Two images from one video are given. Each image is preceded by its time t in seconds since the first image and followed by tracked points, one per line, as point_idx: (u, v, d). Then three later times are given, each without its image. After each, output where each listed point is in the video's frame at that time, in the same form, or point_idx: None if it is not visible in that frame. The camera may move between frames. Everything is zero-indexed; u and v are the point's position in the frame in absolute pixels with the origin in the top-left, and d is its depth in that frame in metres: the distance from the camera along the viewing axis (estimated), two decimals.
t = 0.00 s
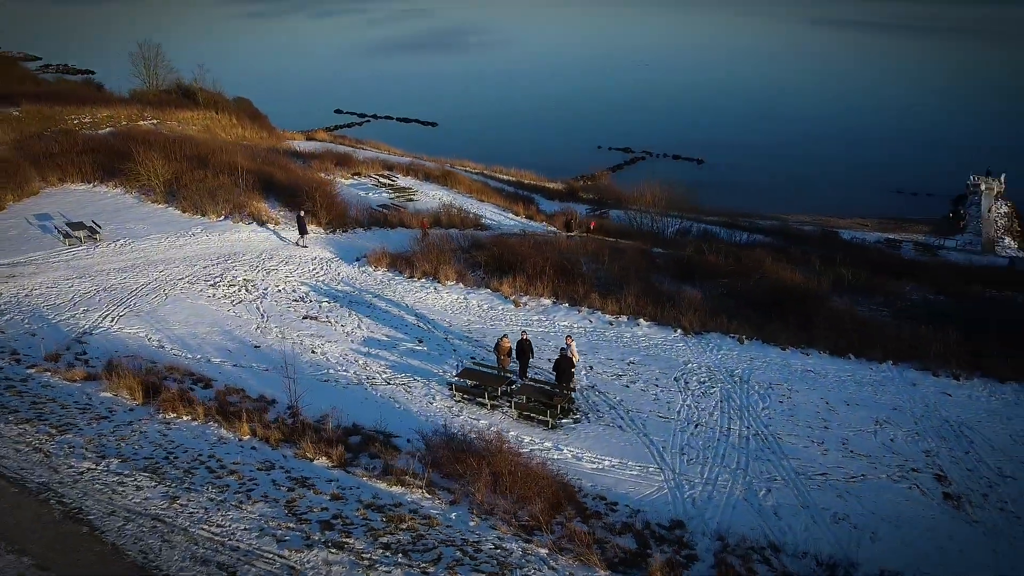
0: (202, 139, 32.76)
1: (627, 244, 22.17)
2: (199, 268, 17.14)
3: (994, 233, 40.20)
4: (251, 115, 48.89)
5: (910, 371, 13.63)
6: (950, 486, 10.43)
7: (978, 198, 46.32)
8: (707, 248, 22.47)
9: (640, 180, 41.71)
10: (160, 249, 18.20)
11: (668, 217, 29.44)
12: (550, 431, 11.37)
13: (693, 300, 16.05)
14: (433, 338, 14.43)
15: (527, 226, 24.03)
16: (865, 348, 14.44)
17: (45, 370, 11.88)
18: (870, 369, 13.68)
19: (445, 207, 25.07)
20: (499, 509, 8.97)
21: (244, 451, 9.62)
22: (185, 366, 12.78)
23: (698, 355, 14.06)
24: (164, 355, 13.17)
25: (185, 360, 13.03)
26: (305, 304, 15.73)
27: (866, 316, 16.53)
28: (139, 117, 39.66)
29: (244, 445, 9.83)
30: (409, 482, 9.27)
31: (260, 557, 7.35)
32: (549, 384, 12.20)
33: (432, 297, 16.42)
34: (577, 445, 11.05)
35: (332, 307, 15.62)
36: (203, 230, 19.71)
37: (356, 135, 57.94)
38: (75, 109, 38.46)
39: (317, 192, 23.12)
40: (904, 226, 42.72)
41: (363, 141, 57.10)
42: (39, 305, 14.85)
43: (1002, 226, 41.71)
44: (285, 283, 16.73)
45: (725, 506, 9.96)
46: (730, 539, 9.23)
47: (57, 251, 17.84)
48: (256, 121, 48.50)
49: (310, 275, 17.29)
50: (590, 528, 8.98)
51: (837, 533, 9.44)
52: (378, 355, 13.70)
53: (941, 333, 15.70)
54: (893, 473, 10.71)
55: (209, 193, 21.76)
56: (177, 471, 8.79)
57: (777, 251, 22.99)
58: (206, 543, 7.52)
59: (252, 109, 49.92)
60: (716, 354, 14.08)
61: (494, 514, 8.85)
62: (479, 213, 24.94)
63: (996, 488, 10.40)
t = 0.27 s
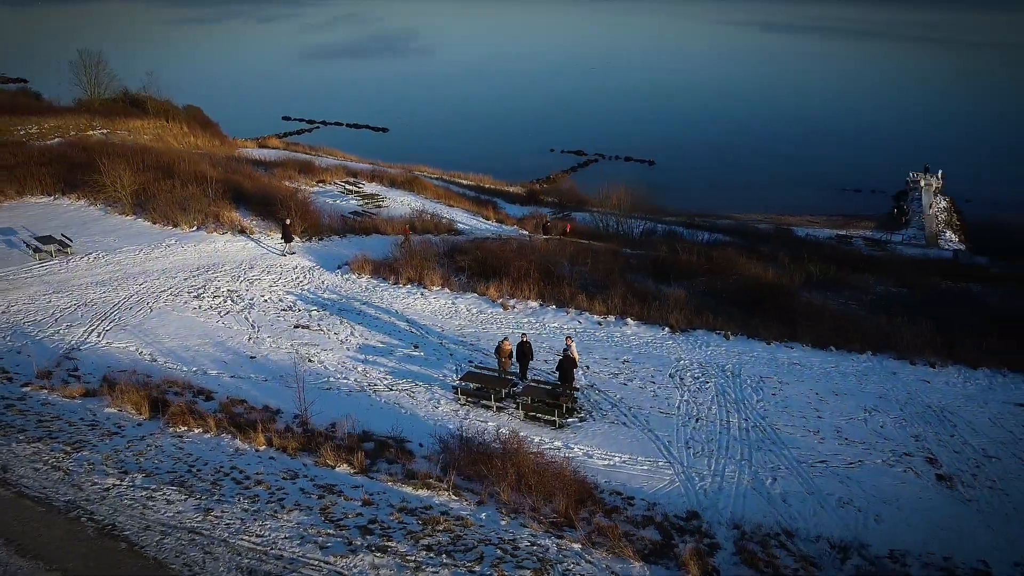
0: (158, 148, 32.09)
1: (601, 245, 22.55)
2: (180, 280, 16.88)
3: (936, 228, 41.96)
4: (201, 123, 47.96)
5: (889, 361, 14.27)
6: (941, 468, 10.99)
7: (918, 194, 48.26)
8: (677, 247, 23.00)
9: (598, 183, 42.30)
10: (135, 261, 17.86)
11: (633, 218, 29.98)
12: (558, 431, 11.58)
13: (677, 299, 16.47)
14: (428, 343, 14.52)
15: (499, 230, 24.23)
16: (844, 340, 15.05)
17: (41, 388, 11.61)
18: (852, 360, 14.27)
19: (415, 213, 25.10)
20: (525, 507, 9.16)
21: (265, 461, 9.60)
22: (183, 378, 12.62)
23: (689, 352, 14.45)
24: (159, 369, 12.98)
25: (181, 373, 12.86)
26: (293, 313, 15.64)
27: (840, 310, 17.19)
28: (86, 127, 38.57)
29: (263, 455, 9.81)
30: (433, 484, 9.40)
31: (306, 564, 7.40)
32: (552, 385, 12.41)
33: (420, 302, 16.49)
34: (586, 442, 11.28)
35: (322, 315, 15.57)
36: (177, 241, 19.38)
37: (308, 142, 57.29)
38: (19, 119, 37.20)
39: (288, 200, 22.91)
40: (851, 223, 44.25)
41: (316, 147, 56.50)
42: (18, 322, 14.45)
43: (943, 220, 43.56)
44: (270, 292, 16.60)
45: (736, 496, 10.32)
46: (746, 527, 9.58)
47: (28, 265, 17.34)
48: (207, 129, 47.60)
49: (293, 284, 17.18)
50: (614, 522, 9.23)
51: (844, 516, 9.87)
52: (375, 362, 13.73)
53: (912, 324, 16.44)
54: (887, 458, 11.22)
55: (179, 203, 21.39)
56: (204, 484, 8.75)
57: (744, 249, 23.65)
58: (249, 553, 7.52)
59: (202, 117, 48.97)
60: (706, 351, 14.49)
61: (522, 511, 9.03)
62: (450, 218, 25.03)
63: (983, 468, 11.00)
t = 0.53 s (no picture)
0: (119, 157, 31.42)
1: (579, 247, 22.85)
2: (164, 291, 16.65)
3: (889, 224, 43.36)
4: (157, 131, 47.02)
5: (871, 353, 14.81)
6: (933, 454, 11.48)
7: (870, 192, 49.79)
8: (653, 248, 23.41)
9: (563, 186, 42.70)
10: (115, 273, 17.54)
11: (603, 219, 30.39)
12: (565, 430, 11.78)
13: (663, 298, 16.83)
14: (424, 348, 14.60)
15: (476, 233, 24.35)
16: (826, 334, 15.57)
17: (39, 403, 11.39)
18: (836, 353, 14.77)
19: (391, 219, 25.08)
20: (548, 504, 9.33)
21: (284, 469, 9.60)
22: (181, 390, 12.49)
23: (680, 349, 14.79)
24: (155, 380, 12.82)
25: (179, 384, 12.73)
26: (284, 321, 15.57)
27: (817, 305, 17.75)
28: (40, 135, 37.53)
29: (280, 463, 9.80)
30: (455, 486, 9.50)
31: (347, 568, 7.46)
32: (555, 385, 12.61)
33: (410, 308, 16.55)
34: (593, 440, 11.51)
35: (313, 322, 15.53)
36: (155, 252, 19.09)
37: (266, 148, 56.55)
38: None
39: (263, 208, 22.70)
40: (808, 220, 45.44)
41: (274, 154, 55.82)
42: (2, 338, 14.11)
43: (895, 217, 45.05)
44: (257, 301, 16.48)
45: (743, 487, 10.64)
46: (757, 517, 9.90)
47: (4, 279, 16.91)
48: (164, 137, 46.69)
49: (280, 292, 17.07)
50: (632, 516, 9.45)
51: (848, 503, 10.27)
52: (374, 368, 13.76)
53: (887, 317, 17.07)
54: (881, 446, 11.68)
55: (153, 213, 21.04)
56: (229, 493, 8.73)
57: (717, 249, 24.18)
58: (288, 561, 7.55)
59: (157, 124, 48.01)
60: (696, 348, 14.86)
61: (545, 509, 9.20)
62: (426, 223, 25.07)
63: (972, 452, 11.53)
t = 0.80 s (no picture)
0: (73, 168, 30.55)
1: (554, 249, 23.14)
2: (146, 304, 16.35)
3: (837, 221, 44.86)
4: (104, 139, 45.76)
5: (850, 345, 15.44)
6: (921, 439, 12.07)
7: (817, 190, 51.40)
8: (625, 249, 23.86)
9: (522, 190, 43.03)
10: (92, 287, 17.15)
11: (569, 221, 30.77)
12: (572, 429, 12.02)
13: (647, 298, 17.23)
14: (420, 354, 14.68)
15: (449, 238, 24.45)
16: (806, 327, 16.16)
17: (40, 422, 11.14)
18: (817, 346, 15.35)
19: (362, 226, 25.01)
20: (572, 501, 9.54)
21: (308, 477, 9.62)
22: (182, 403, 12.33)
23: (670, 347, 15.18)
24: (153, 395, 12.64)
25: (178, 398, 12.56)
26: (274, 330, 15.47)
27: (792, 300, 18.39)
28: None
29: (301, 472, 9.80)
30: (480, 487, 9.65)
31: (395, 571, 7.56)
32: (557, 386, 12.84)
33: (399, 314, 16.59)
34: (601, 438, 11.78)
35: (305, 331, 15.46)
36: (130, 264, 18.71)
37: (215, 156, 55.50)
38: None
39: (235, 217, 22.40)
40: (760, 218, 46.69)
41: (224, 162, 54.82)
42: None
43: (841, 213, 46.61)
44: (244, 311, 16.32)
45: (750, 477, 11.04)
46: (768, 505, 10.30)
47: None
48: (111, 146, 45.44)
49: (265, 302, 16.93)
50: (653, 508, 9.74)
51: (850, 488, 10.74)
52: (373, 375, 13.79)
53: (858, 310, 17.79)
54: (873, 433, 12.23)
55: (124, 226, 20.59)
56: (260, 504, 8.72)
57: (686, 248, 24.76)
58: (334, 567, 7.61)
59: (104, 133, 46.70)
60: (685, 345, 15.28)
61: (570, 506, 9.41)
62: (398, 229, 25.05)
63: (957, 435, 12.16)
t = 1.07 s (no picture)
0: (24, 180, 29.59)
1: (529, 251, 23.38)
2: (128, 318, 16.05)
3: (787, 218, 46.21)
4: (47, 149, 44.32)
5: (829, 337, 16.06)
6: (908, 424, 12.68)
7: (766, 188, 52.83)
8: (597, 250, 24.25)
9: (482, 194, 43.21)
10: (68, 301, 16.73)
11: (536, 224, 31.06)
12: (579, 427, 12.26)
13: (630, 298, 17.60)
14: (416, 359, 14.75)
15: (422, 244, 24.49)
16: (785, 322, 16.75)
17: (42, 440, 10.89)
18: (799, 339, 15.93)
19: (333, 233, 24.85)
20: (594, 497, 9.78)
21: (332, 485, 9.65)
22: (184, 416, 12.19)
23: (659, 345, 15.57)
24: (153, 409, 12.45)
25: (179, 411, 12.40)
26: (265, 340, 15.35)
27: (767, 296, 19.01)
28: None
29: (325, 480, 9.83)
30: (504, 487, 9.82)
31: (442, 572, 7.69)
32: (559, 386, 13.08)
33: (389, 321, 16.60)
34: (607, 435, 12.05)
35: (296, 340, 15.38)
36: (105, 277, 18.29)
37: (162, 164, 54.21)
38: None
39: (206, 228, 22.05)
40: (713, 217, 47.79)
41: (172, 171, 53.59)
42: None
43: (791, 211, 48.02)
44: (230, 322, 16.15)
45: (754, 467, 11.44)
46: (777, 492, 10.71)
47: None
48: (55, 155, 44.02)
49: (251, 313, 16.75)
50: (670, 501, 10.04)
51: (850, 473, 11.24)
52: (373, 381, 13.81)
53: (830, 303, 18.49)
54: (863, 420, 12.79)
55: (93, 239, 20.10)
56: (293, 513, 8.73)
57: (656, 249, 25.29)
58: (381, 571, 7.70)
59: (47, 143, 45.23)
60: (673, 343, 15.68)
61: (593, 501, 9.65)
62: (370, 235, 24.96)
63: (940, 420, 12.80)
